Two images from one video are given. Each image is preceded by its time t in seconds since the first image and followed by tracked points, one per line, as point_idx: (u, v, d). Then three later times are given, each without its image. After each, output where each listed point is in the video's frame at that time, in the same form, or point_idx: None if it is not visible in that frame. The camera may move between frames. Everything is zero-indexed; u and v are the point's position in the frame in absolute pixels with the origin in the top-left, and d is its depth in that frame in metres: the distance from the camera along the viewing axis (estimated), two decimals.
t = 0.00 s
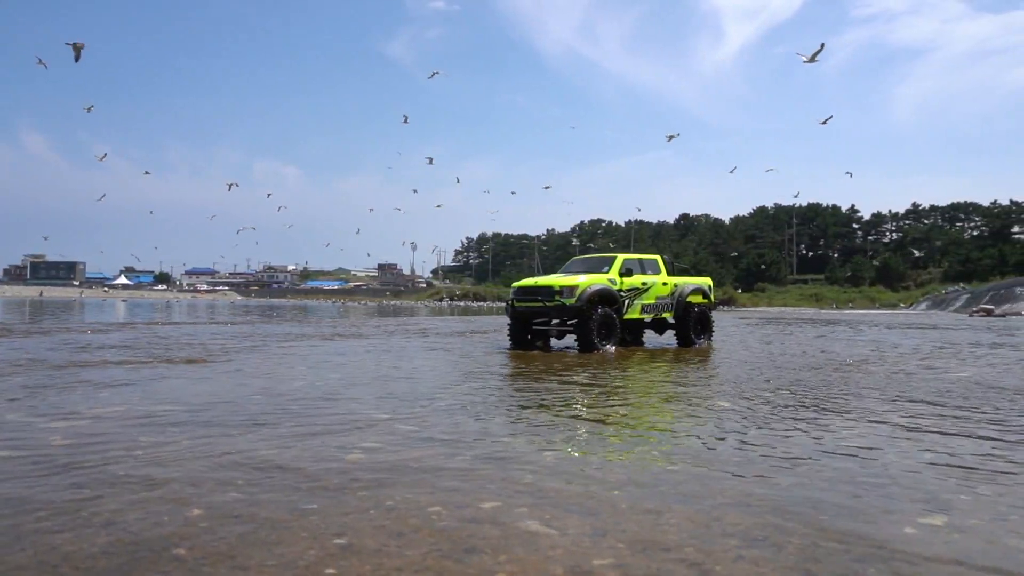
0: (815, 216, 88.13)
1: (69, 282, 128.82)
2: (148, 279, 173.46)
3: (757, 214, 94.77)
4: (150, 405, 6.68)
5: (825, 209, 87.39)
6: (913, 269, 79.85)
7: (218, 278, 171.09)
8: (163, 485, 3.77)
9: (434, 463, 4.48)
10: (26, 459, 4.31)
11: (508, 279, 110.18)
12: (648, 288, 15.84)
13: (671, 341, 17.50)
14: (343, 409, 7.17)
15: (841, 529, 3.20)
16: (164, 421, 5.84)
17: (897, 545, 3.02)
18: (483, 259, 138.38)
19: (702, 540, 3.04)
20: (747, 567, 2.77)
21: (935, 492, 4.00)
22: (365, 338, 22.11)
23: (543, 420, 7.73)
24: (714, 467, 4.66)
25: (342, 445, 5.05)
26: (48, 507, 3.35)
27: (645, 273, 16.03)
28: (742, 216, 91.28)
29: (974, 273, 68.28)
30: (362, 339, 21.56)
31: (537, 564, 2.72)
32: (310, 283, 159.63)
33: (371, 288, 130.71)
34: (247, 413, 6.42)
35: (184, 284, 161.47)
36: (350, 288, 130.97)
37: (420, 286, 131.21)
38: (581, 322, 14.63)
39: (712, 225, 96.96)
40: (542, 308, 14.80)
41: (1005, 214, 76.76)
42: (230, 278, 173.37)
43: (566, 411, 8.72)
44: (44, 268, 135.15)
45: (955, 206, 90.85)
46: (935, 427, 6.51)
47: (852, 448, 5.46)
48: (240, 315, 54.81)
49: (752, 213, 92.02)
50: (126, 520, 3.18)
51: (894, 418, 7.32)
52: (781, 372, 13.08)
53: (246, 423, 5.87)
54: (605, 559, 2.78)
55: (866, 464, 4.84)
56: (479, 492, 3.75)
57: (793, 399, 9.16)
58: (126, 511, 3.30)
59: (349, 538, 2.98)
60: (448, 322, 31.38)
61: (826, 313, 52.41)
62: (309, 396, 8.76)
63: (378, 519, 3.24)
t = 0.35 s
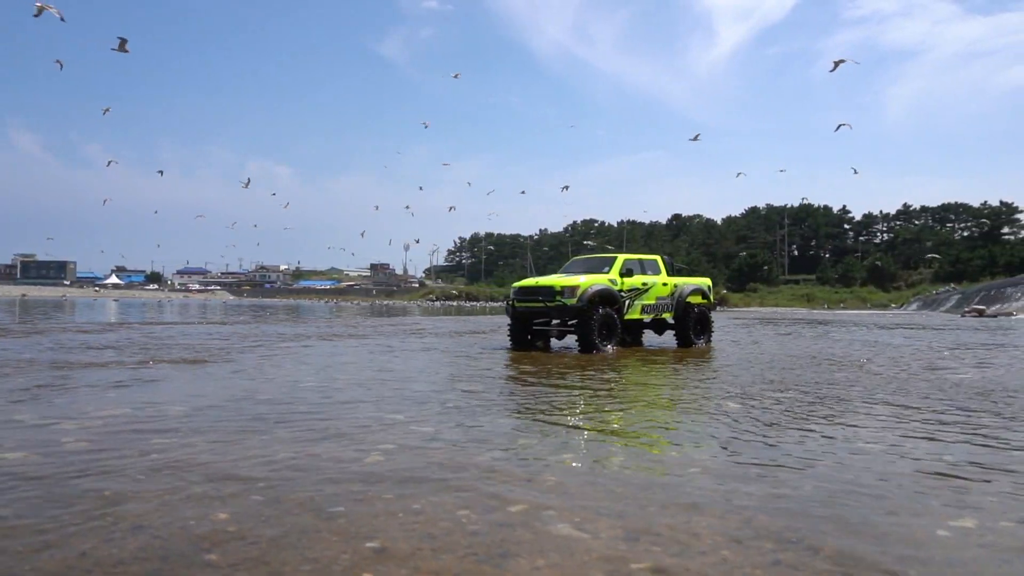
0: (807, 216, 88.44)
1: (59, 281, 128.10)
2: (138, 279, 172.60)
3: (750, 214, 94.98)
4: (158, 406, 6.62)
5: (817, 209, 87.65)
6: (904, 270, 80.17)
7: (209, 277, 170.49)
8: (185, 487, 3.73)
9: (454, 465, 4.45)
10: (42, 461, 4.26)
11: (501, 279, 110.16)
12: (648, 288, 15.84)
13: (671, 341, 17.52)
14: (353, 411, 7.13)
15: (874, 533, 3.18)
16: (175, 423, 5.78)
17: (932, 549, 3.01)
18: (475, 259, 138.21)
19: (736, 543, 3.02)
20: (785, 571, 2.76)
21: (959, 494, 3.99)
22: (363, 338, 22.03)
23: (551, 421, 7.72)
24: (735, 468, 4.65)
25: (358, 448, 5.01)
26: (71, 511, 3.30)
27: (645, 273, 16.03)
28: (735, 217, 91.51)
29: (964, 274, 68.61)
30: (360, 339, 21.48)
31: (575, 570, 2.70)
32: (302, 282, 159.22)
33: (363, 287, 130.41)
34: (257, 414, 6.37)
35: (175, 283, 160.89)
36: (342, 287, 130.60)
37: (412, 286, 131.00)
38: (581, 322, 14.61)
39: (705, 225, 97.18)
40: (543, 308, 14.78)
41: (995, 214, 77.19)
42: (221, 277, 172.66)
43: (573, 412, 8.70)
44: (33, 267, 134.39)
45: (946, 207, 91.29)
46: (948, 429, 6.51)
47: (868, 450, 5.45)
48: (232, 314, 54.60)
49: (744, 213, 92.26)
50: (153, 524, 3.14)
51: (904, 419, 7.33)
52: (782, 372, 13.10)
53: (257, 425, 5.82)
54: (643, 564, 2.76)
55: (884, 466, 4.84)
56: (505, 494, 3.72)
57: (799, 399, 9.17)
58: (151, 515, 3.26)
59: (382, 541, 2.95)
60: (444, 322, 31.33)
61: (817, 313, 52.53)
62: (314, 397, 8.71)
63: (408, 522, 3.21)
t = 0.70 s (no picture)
0: (799, 216, 88.75)
1: (50, 280, 127.50)
2: (130, 279, 171.88)
3: (742, 214, 95.16)
4: (166, 407, 6.57)
5: (810, 209, 87.89)
6: (896, 270, 80.55)
7: (201, 278, 170.05)
8: (207, 490, 3.68)
9: (475, 467, 4.42)
10: (59, 462, 4.20)
11: (493, 279, 110.10)
12: (649, 288, 15.85)
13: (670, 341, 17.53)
14: (362, 412, 7.09)
15: (908, 535, 3.17)
16: (186, 424, 5.73)
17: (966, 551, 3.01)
18: (468, 259, 138.10)
19: (772, 545, 3.00)
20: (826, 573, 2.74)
21: (984, 495, 3.99)
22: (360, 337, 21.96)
23: (560, 422, 7.70)
24: (756, 470, 4.63)
25: (375, 450, 4.98)
26: (97, 514, 3.26)
27: (646, 273, 16.04)
28: (727, 217, 91.80)
29: (956, 274, 69.03)
30: (357, 338, 21.40)
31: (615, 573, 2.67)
32: (295, 282, 158.85)
33: (356, 287, 130.18)
34: (266, 417, 6.31)
35: (167, 283, 160.38)
36: (334, 287, 130.30)
37: (405, 286, 130.84)
38: (583, 322, 14.60)
39: (697, 226, 97.37)
40: (545, 308, 14.76)
41: (986, 215, 77.70)
42: (213, 276, 172.04)
43: (579, 412, 8.69)
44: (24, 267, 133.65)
45: (937, 207, 91.63)
46: (959, 429, 6.53)
47: (884, 451, 5.45)
48: (224, 314, 54.42)
49: (737, 214, 92.55)
50: (182, 527, 3.09)
51: (913, 419, 7.33)
52: (784, 372, 13.11)
53: (270, 427, 5.78)
54: (682, 567, 2.74)
55: (904, 467, 4.83)
56: (532, 496, 3.69)
57: (806, 400, 9.17)
58: (178, 518, 3.21)
59: (416, 544, 2.92)
60: (440, 321, 31.25)
61: (809, 313, 52.75)
62: (319, 398, 8.67)
63: (440, 525, 3.19)
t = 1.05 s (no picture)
0: (791, 216, 89.00)
1: (40, 280, 126.79)
2: (122, 279, 171.20)
3: (735, 214, 95.35)
4: (178, 410, 6.51)
5: (802, 209, 88.12)
6: (888, 270, 80.86)
7: (192, 278, 169.39)
8: (235, 494, 3.64)
9: (501, 470, 4.37)
10: (80, 466, 4.15)
11: (486, 279, 110.04)
12: (651, 288, 15.83)
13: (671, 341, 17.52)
14: (374, 415, 7.04)
15: (948, 538, 3.15)
16: (201, 426, 5.67)
17: (1008, 554, 2.98)
18: (461, 259, 138.09)
19: (816, 548, 2.97)
20: None
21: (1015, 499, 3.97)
22: (359, 338, 21.88)
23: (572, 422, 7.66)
24: (783, 473, 4.60)
25: (395, 452, 4.93)
26: (127, 519, 3.20)
27: (648, 273, 16.01)
28: (720, 217, 92.01)
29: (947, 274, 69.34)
30: (355, 339, 21.32)
31: None
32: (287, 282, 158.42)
33: (349, 287, 129.96)
34: (279, 419, 6.26)
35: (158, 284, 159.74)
36: (327, 287, 129.94)
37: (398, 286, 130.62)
38: (585, 322, 14.57)
39: (690, 226, 97.51)
40: (547, 308, 14.73)
41: (977, 215, 78.09)
42: (205, 276, 171.41)
43: (590, 413, 8.66)
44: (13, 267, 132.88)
45: (928, 207, 91.93)
46: (974, 430, 6.52)
47: (905, 452, 5.43)
48: (217, 314, 54.21)
49: (730, 214, 92.76)
50: (215, 533, 3.04)
51: (927, 421, 7.32)
52: (787, 372, 13.11)
53: (285, 429, 5.72)
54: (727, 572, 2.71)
55: (929, 471, 4.81)
56: (566, 500, 3.64)
57: (815, 400, 9.15)
58: (210, 523, 3.16)
59: (456, 549, 2.88)
60: (436, 321, 31.16)
61: (802, 313, 52.89)
62: (327, 400, 8.62)
63: (476, 529, 3.15)
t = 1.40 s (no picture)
0: (784, 216, 89.24)
1: (31, 280, 126.21)
2: (114, 279, 170.49)
3: (728, 214, 95.56)
4: (187, 412, 6.45)
5: (795, 209, 88.39)
6: (880, 270, 81.14)
7: (185, 278, 169.25)
8: (261, 497, 3.60)
9: (524, 472, 4.33)
10: (100, 470, 4.10)
11: (479, 279, 109.97)
12: (653, 288, 15.81)
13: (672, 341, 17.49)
14: (384, 417, 6.99)
15: (987, 542, 3.11)
16: (214, 428, 5.62)
17: None
18: (455, 258, 138.06)
19: (855, 553, 2.94)
20: None
21: None
22: (357, 338, 21.79)
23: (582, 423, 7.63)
24: (807, 475, 4.58)
25: (412, 454, 4.90)
26: (154, 523, 3.16)
27: (649, 273, 15.99)
28: (714, 217, 92.20)
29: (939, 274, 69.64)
30: (354, 339, 21.23)
31: None
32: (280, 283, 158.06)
33: (342, 287, 129.68)
34: (290, 420, 6.21)
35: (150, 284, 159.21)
36: (320, 288, 129.63)
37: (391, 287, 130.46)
38: (587, 322, 14.54)
39: (684, 226, 97.67)
40: (549, 308, 14.69)
41: (968, 215, 78.47)
42: (197, 276, 170.87)
43: (599, 414, 8.63)
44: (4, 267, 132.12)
45: (920, 207, 92.28)
46: (988, 433, 6.50)
47: (924, 455, 5.40)
48: (211, 314, 54.03)
49: (723, 214, 92.95)
50: (246, 537, 2.99)
51: (938, 423, 7.32)
52: (790, 372, 13.10)
53: (299, 431, 5.67)
54: None
55: (951, 473, 4.79)
56: (595, 503, 3.61)
57: (823, 402, 9.12)
58: (238, 527, 3.11)
59: (493, 553, 2.84)
60: (433, 321, 31.08)
61: (795, 313, 53.02)
62: (334, 401, 8.57)
63: (510, 533, 3.10)
